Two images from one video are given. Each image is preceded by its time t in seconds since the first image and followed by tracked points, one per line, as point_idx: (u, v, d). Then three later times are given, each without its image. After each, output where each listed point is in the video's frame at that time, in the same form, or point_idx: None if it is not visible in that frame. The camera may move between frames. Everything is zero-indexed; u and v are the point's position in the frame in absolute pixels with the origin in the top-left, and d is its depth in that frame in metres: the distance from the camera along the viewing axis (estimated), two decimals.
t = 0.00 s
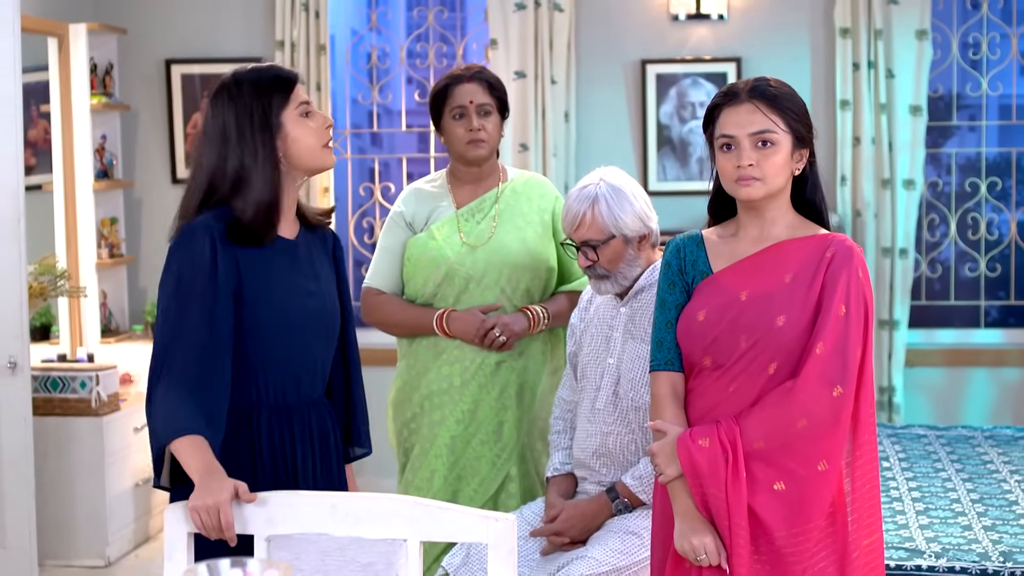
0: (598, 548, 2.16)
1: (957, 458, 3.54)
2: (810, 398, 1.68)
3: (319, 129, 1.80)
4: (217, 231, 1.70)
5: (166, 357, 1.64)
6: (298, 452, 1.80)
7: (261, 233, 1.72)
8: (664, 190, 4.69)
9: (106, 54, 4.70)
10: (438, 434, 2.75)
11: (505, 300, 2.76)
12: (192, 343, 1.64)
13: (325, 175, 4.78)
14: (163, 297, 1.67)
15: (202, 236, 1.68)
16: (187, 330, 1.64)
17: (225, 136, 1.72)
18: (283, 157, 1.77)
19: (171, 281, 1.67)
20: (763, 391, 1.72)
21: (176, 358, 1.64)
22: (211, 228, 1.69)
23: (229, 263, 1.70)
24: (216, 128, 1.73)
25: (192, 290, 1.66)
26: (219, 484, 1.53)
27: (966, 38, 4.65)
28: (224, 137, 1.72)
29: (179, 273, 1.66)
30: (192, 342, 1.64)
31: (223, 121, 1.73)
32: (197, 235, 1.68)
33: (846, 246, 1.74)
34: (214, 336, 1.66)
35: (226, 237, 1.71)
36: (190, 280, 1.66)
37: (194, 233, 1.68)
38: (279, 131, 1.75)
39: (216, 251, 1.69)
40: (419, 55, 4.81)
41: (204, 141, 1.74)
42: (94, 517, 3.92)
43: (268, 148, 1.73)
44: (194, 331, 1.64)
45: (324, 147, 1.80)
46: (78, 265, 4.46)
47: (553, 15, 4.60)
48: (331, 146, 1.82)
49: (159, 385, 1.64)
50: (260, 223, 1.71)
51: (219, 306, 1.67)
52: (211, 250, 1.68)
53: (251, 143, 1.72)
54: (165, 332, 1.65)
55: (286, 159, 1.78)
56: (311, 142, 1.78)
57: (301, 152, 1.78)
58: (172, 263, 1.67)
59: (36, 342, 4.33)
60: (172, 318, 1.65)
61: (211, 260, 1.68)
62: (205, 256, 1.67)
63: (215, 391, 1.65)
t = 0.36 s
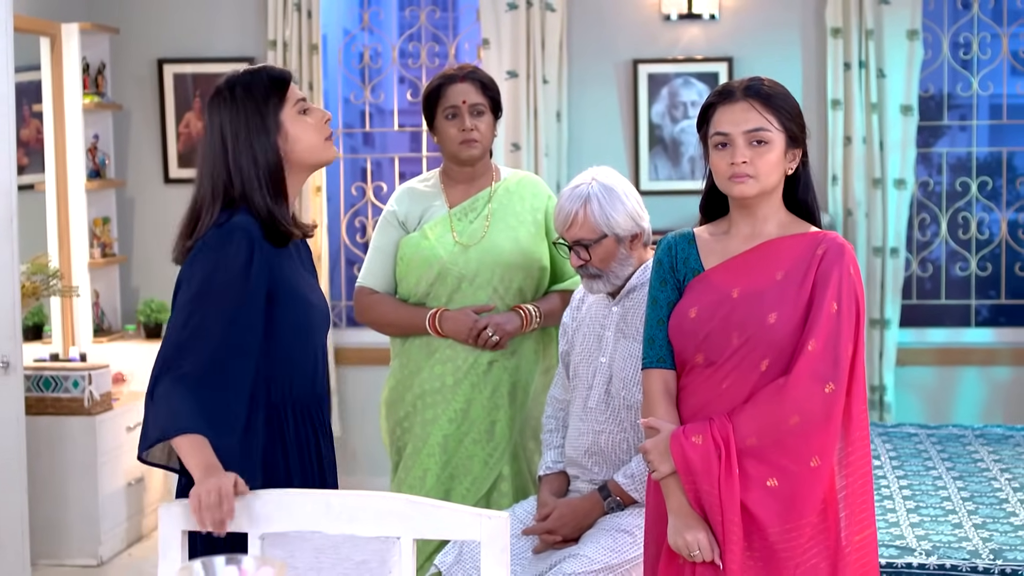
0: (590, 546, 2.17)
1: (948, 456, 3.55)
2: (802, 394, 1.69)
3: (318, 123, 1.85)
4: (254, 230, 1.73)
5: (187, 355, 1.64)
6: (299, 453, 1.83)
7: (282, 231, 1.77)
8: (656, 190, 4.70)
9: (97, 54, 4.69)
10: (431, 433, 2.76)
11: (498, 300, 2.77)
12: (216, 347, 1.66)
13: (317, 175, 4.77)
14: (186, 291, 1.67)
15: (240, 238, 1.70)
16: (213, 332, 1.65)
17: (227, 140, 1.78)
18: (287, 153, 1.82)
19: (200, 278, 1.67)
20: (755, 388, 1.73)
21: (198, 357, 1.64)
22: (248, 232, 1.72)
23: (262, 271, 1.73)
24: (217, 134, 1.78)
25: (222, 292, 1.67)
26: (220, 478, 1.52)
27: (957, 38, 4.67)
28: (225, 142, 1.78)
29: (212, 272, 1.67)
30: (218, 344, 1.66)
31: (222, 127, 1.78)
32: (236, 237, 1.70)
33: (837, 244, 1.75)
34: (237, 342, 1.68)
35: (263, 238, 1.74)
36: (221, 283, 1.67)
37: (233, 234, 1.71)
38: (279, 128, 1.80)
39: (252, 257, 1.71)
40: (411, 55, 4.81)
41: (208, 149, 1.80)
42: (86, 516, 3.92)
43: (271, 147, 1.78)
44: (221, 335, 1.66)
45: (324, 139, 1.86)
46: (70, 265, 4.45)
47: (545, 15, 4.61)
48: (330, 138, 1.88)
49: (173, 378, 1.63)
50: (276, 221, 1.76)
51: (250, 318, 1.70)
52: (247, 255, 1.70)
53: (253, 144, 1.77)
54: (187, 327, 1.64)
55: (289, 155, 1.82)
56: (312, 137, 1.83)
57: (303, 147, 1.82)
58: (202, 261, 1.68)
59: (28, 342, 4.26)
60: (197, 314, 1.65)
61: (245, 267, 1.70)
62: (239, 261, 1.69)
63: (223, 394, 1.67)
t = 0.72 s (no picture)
0: (581, 544, 2.18)
1: (938, 455, 3.57)
2: (796, 394, 1.70)
3: (325, 128, 1.89)
4: (255, 231, 1.79)
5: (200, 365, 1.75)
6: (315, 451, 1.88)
7: (281, 234, 1.82)
8: (646, 189, 4.71)
9: (89, 53, 4.68)
10: (423, 432, 2.76)
11: (490, 299, 2.78)
12: (226, 355, 1.75)
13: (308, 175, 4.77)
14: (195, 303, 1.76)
15: (246, 240, 1.78)
16: (223, 340, 1.75)
17: (232, 136, 1.81)
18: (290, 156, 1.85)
19: (208, 288, 1.76)
20: (749, 387, 1.74)
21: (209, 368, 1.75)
22: (252, 229, 1.79)
23: (274, 270, 1.80)
24: (223, 128, 1.81)
25: (232, 300, 1.76)
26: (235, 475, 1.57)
27: (947, 37, 4.69)
28: (230, 137, 1.81)
29: (220, 280, 1.76)
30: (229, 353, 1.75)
31: (229, 122, 1.81)
32: (241, 239, 1.78)
33: (828, 243, 1.76)
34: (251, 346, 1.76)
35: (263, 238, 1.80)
36: (229, 291, 1.76)
37: (238, 236, 1.78)
38: (285, 130, 1.83)
39: (261, 259, 1.79)
40: (402, 54, 4.81)
41: (213, 141, 1.83)
42: (78, 516, 3.91)
43: (275, 147, 1.81)
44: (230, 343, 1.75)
45: (329, 145, 1.90)
46: (61, 264, 4.44)
47: (535, 15, 4.62)
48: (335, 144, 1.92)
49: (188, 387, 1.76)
50: (275, 223, 1.80)
51: (264, 318, 1.77)
52: (255, 257, 1.78)
53: (258, 143, 1.80)
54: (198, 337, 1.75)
55: (292, 156, 1.86)
56: (315, 141, 1.87)
57: (307, 149, 1.87)
58: (210, 271, 1.76)
59: (19, 342, 4.28)
60: (207, 324, 1.75)
61: (255, 270, 1.78)
62: (248, 266, 1.77)
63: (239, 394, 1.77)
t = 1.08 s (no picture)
0: (569, 543, 2.18)
1: (925, 453, 3.58)
2: (785, 394, 1.71)
3: (314, 132, 1.98)
4: (253, 235, 1.88)
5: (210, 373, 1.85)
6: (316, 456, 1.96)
7: (274, 237, 1.90)
8: (634, 188, 4.72)
9: (75, 52, 4.67)
10: (411, 431, 2.76)
11: (478, 299, 2.78)
12: (235, 361, 1.85)
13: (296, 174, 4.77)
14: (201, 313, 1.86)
15: (247, 248, 1.87)
16: (230, 346, 1.85)
17: (224, 137, 1.89)
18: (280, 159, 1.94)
19: (214, 299, 1.85)
20: (738, 388, 1.75)
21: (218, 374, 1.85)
22: (252, 237, 1.88)
23: (275, 273, 1.89)
24: (215, 129, 1.90)
25: (237, 308, 1.86)
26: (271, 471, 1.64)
27: (933, 37, 4.70)
28: (224, 139, 1.89)
29: (225, 289, 1.85)
30: (236, 358, 1.85)
31: (221, 122, 1.90)
32: (243, 247, 1.87)
33: (815, 244, 1.76)
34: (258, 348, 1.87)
35: (262, 244, 1.89)
36: (234, 299, 1.86)
37: (239, 244, 1.87)
38: (276, 133, 1.92)
39: (260, 264, 1.88)
40: (390, 53, 4.81)
41: (204, 141, 1.91)
42: (65, 516, 3.90)
43: (267, 150, 1.90)
44: (237, 348, 1.85)
45: (317, 150, 1.99)
46: (47, 264, 4.42)
47: (523, 14, 4.62)
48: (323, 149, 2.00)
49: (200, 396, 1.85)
50: (268, 228, 1.90)
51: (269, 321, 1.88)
52: (257, 263, 1.88)
53: (251, 146, 1.89)
54: (206, 346, 1.85)
55: (283, 161, 1.95)
56: (304, 145, 1.96)
57: (297, 153, 1.95)
58: (214, 282, 1.86)
59: (4, 341, 4.25)
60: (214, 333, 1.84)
61: (258, 276, 1.88)
62: (250, 273, 1.87)
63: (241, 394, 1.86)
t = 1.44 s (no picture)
0: (563, 543, 2.19)
1: (919, 452, 3.59)
2: (779, 392, 1.71)
3: (320, 135, 1.96)
4: (263, 240, 1.87)
5: (233, 383, 1.83)
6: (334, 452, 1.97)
7: (282, 242, 1.90)
8: (628, 188, 4.72)
9: (69, 52, 4.65)
10: (406, 430, 2.76)
11: (473, 299, 2.78)
12: (255, 370, 1.83)
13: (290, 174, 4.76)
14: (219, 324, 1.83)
15: (260, 254, 1.85)
16: (251, 355, 1.83)
17: (234, 137, 1.88)
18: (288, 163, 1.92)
19: (232, 309, 1.83)
20: (732, 386, 1.74)
21: (240, 385, 1.82)
22: (263, 243, 1.86)
23: (290, 280, 1.88)
24: (224, 128, 1.88)
25: (255, 317, 1.84)
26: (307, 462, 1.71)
27: (927, 36, 4.71)
28: (234, 140, 1.88)
29: (242, 299, 1.84)
30: (257, 369, 1.84)
31: (231, 122, 1.88)
32: (256, 253, 1.85)
33: (810, 244, 1.76)
34: (276, 355, 1.86)
35: (272, 248, 1.88)
36: (253, 308, 1.84)
37: (252, 250, 1.85)
38: (285, 136, 1.90)
39: (275, 272, 1.87)
40: (384, 53, 4.81)
41: (212, 140, 1.89)
42: (59, 516, 3.90)
43: (277, 153, 1.88)
44: (257, 357, 1.84)
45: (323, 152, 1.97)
46: (41, 264, 4.41)
47: (517, 13, 4.63)
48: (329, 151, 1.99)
49: (220, 408, 1.83)
50: (277, 234, 1.89)
51: (285, 329, 1.87)
52: (272, 271, 1.86)
53: (261, 148, 1.88)
54: (226, 357, 1.82)
55: (291, 163, 1.93)
56: (311, 148, 1.94)
57: (305, 156, 1.94)
58: (232, 292, 1.83)
59: None
60: (234, 344, 1.82)
61: (274, 284, 1.86)
62: (267, 281, 1.85)
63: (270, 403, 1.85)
